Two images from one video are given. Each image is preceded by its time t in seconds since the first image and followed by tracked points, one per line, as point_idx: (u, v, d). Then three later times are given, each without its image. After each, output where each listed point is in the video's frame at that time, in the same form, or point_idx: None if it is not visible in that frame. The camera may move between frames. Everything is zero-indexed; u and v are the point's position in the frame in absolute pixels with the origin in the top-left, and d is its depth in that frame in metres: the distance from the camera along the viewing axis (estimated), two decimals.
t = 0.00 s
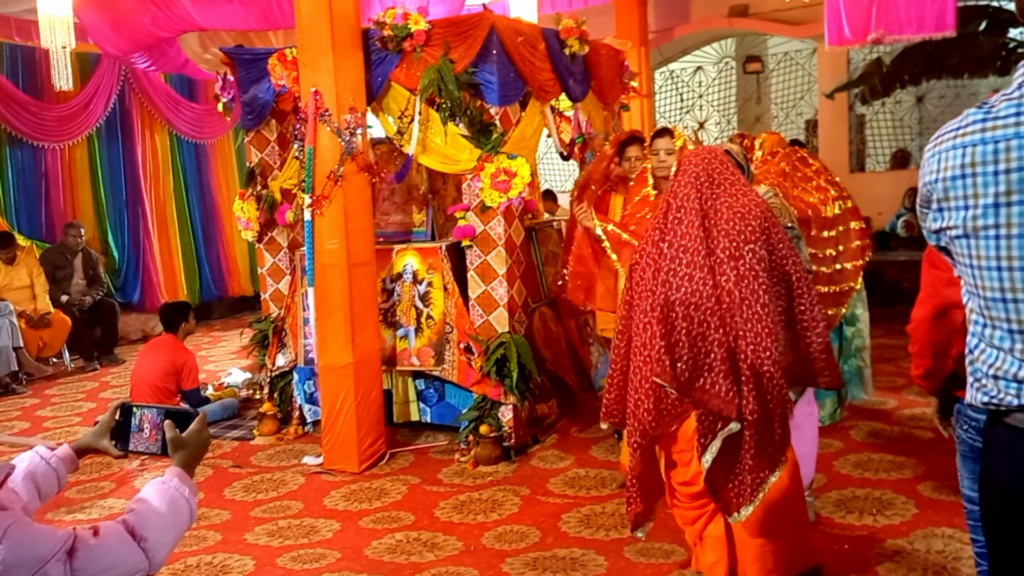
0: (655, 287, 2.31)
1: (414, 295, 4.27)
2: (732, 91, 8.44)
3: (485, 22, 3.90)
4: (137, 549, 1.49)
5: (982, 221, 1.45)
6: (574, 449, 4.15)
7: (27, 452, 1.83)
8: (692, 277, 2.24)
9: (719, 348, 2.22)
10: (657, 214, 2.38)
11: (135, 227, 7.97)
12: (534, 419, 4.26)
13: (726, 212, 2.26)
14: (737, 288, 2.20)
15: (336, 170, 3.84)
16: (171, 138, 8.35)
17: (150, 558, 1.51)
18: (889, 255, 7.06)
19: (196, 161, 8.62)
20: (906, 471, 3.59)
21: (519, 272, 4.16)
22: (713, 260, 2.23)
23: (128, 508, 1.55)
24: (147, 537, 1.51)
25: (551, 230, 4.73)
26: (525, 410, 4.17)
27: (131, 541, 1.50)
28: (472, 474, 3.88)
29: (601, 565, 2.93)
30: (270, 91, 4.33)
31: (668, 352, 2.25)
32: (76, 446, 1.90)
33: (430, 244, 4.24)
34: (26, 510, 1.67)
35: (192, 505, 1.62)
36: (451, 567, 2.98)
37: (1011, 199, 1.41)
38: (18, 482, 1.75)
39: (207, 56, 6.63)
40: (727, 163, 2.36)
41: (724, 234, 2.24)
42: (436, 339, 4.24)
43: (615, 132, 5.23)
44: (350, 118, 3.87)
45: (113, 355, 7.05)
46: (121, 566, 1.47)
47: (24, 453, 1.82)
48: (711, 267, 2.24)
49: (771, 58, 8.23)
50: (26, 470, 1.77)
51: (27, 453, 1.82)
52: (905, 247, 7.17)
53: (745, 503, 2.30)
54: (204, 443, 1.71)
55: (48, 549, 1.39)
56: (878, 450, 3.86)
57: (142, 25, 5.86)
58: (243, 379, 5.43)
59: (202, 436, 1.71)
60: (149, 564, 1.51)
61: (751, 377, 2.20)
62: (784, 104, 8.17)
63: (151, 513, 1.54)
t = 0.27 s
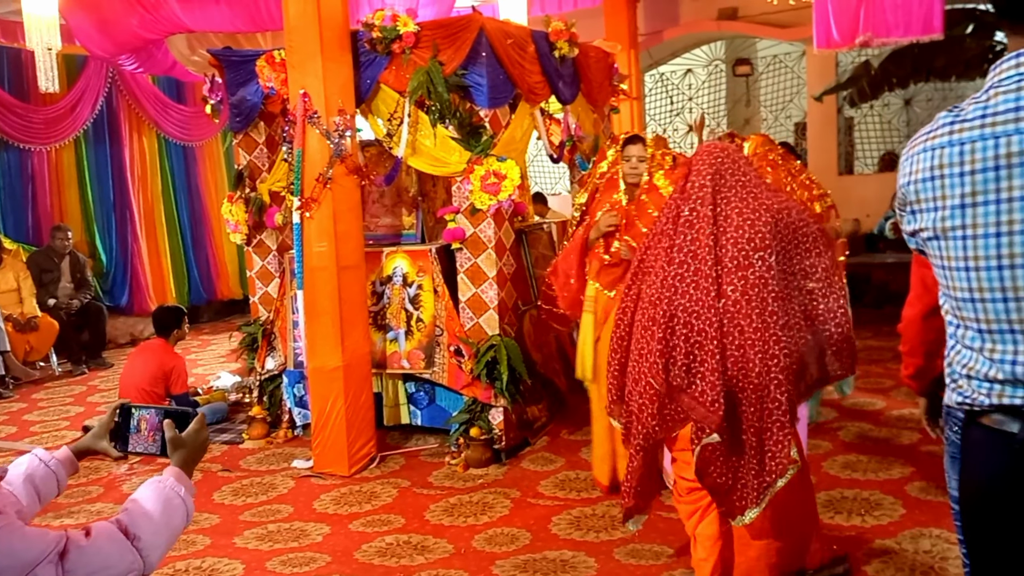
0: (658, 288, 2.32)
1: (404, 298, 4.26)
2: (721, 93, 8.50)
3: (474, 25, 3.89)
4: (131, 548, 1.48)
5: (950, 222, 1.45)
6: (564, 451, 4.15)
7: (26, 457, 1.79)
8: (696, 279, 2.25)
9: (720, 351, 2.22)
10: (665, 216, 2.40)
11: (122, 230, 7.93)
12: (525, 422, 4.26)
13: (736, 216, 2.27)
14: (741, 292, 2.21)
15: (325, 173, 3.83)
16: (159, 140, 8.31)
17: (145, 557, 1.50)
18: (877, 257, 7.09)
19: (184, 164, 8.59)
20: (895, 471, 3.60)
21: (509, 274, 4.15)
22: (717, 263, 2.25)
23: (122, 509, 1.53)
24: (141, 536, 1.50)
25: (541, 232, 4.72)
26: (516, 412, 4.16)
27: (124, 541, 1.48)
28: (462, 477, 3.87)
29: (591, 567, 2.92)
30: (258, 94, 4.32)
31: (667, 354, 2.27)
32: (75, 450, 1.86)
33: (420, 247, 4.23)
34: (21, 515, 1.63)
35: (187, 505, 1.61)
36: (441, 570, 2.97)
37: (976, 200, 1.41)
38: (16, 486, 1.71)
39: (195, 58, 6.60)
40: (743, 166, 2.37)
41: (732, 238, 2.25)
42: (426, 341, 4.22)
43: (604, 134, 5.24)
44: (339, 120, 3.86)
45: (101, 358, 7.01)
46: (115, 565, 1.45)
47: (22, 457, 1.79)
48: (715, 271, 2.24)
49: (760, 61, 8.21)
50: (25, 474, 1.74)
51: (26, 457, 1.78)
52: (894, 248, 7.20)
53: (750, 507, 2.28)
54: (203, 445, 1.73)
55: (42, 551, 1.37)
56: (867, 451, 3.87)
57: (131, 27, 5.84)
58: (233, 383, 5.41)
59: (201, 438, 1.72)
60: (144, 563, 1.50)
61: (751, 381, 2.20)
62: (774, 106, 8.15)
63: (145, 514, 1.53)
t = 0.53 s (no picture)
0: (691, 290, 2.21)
1: (395, 298, 4.26)
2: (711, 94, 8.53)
3: (465, 26, 3.89)
4: (139, 534, 1.47)
5: (935, 220, 1.47)
6: (555, 451, 4.16)
7: (43, 448, 1.76)
8: (734, 284, 2.15)
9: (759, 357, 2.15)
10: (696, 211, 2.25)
11: (113, 231, 7.91)
12: (516, 422, 4.27)
13: (778, 215, 2.15)
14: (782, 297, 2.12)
15: (316, 174, 3.83)
16: (149, 141, 8.28)
17: (154, 544, 1.48)
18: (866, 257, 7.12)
19: (174, 164, 8.56)
20: (883, 471, 3.62)
21: (500, 275, 4.16)
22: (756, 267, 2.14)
23: (131, 497, 1.52)
24: (147, 521, 1.48)
25: (533, 232, 4.73)
26: (507, 412, 4.17)
27: (132, 528, 1.47)
28: (453, 478, 3.87)
29: (582, 568, 2.93)
30: (249, 95, 4.31)
31: (702, 361, 2.18)
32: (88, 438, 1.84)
33: (411, 247, 4.23)
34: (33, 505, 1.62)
35: (198, 489, 1.59)
36: (432, 571, 2.97)
37: (960, 198, 1.42)
38: (36, 478, 1.70)
39: (186, 58, 6.59)
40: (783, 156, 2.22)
41: (774, 239, 2.14)
42: (417, 342, 4.22)
43: (595, 135, 5.25)
44: (330, 121, 3.86)
45: (91, 360, 6.99)
46: (122, 553, 1.45)
47: (40, 448, 1.76)
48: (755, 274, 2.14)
49: (750, 62, 8.24)
50: (44, 465, 1.72)
51: (43, 448, 1.75)
52: (883, 249, 7.25)
53: (784, 500, 2.17)
54: (214, 429, 1.72)
55: (44, 544, 1.37)
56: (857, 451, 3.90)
57: (121, 28, 5.82)
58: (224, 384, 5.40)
59: (213, 421, 1.71)
60: (153, 550, 1.49)
61: (792, 387, 2.12)
62: (764, 107, 8.18)
63: (153, 501, 1.51)
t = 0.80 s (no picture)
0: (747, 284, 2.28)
1: (392, 300, 4.26)
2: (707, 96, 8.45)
3: (462, 27, 3.90)
4: (150, 510, 1.46)
5: (949, 215, 1.47)
6: (551, 452, 4.16)
7: (75, 424, 1.81)
8: (792, 277, 2.21)
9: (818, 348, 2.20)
10: (745, 209, 2.32)
11: (109, 232, 7.91)
12: (513, 424, 4.27)
13: (831, 209, 2.22)
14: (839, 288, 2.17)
15: (312, 175, 3.84)
16: (146, 142, 8.27)
17: (167, 518, 1.47)
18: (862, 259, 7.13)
19: (171, 166, 8.55)
20: (880, 472, 3.63)
21: (497, 276, 4.16)
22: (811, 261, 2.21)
23: (147, 471, 1.51)
24: (160, 496, 1.47)
25: (529, 233, 4.73)
26: (504, 414, 4.17)
27: (146, 504, 1.46)
28: (450, 478, 3.87)
29: (579, 568, 2.94)
30: (246, 95, 4.32)
31: (759, 355, 2.23)
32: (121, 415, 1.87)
33: (407, 249, 4.22)
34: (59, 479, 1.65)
35: (214, 464, 1.56)
36: (429, 571, 2.98)
37: (972, 196, 1.42)
38: (66, 453, 1.73)
39: (183, 60, 6.60)
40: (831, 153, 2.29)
41: (829, 233, 2.20)
42: (413, 343, 4.22)
43: (591, 136, 5.25)
44: (327, 122, 3.87)
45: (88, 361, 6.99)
46: (134, 526, 1.44)
47: (70, 425, 1.80)
48: (812, 267, 2.21)
49: (746, 64, 8.30)
50: (73, 441, 1.76)
51: (73, 425, 1.79)
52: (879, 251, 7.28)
53: (845, 496, 2.29)
54: (239, 413, 1.68)
55: (58, 515, 1.39)
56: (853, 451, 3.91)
57: (118, 30, 5.82)
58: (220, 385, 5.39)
59: (237, 405, 1.67)
60: (167, 524, 1.48)
61: (849, 376, 2.18)
62: (759, 109, 8.21)
63: (167, 475, 1.49)
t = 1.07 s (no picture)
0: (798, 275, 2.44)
1: (390, 295, 4.26)
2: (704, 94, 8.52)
3: (460, 22, 3.90)
4: (163, 481, 1.57)
5: (985, 212, 1.57)
6: (550, 448, 4.17)
7: (99, 401, 1.93)
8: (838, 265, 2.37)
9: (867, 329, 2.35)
10: (795, 203, 2.47)
11: (106, 228, 7.91)
12: (511, 419, 4.27)
13: (876, 202, 2.38)
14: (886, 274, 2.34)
15: (311, 170, 3.83)
16: (142, 139, 8.25)
17: (178, 489, 1.58)
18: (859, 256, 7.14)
19: (168, 162, 8.54)
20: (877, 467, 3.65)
21: (495, 272, 4.17)
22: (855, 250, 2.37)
23: (161, 446, 1.63)
24: (171, 468, 1.58)
25: (528, 230, 4.73)
26: (502, 409, 4.18)
27: (159, 476, 1.57)
28: (449, 473, 3.88)
29: (578, 561, 2.95)
30: (243, 91, 4.32)
31: (817, 342, 2.38)
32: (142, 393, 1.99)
33: (406, 244, 4.23)
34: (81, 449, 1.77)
35: (225, 442, 1.67)
36: (428, 564, 2.99)
37: (1009, 187, 1.52)
38: (91, 427, 1.85)
39: (180, 56, 6.60)
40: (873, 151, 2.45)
41: (874, 223, 2.37)
42: (412, 338, 4.24)
43: (589, 132, 5.25)
44: (325, 117, 3.86)
45: (85, 357, 6.98)
46: (146, 494, 1.55)
47: (95, 400, 1.92)
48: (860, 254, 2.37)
49: (743, 61, 8.27)
50: (99, 417, 1.88)
51: (99, 401, 1.92)
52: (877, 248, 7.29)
53: (886, 479, 2.39)
54: (257, 393, 1.80)
55: (76, 481, 1.50)
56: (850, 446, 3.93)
57: (115, 26, 5.82)
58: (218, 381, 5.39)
59: (255, 385, 1.79)
60: (178, 495, 1.59)
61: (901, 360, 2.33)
62: (757, 106, 8.19)
63: (179, 449, 1.60)
